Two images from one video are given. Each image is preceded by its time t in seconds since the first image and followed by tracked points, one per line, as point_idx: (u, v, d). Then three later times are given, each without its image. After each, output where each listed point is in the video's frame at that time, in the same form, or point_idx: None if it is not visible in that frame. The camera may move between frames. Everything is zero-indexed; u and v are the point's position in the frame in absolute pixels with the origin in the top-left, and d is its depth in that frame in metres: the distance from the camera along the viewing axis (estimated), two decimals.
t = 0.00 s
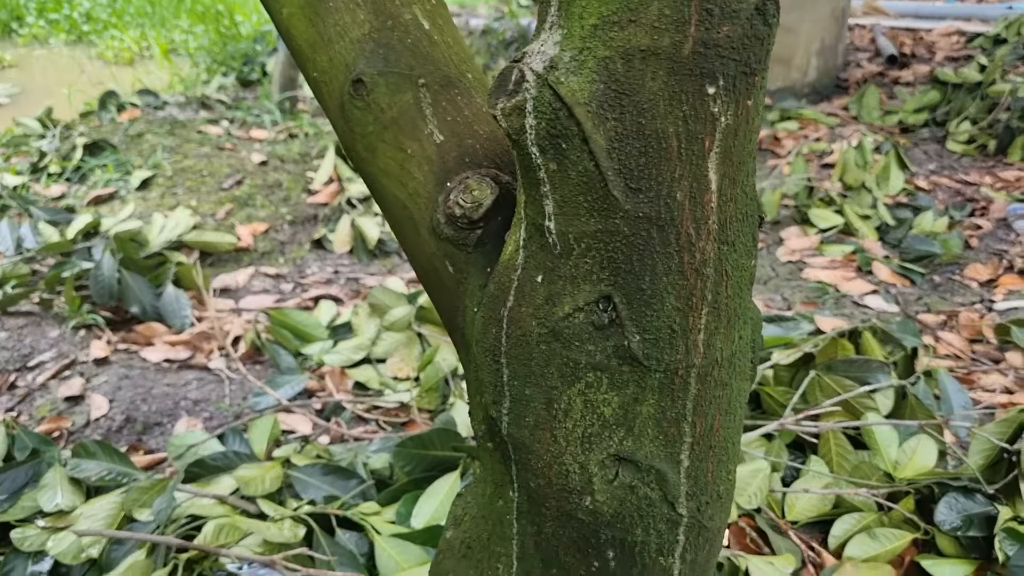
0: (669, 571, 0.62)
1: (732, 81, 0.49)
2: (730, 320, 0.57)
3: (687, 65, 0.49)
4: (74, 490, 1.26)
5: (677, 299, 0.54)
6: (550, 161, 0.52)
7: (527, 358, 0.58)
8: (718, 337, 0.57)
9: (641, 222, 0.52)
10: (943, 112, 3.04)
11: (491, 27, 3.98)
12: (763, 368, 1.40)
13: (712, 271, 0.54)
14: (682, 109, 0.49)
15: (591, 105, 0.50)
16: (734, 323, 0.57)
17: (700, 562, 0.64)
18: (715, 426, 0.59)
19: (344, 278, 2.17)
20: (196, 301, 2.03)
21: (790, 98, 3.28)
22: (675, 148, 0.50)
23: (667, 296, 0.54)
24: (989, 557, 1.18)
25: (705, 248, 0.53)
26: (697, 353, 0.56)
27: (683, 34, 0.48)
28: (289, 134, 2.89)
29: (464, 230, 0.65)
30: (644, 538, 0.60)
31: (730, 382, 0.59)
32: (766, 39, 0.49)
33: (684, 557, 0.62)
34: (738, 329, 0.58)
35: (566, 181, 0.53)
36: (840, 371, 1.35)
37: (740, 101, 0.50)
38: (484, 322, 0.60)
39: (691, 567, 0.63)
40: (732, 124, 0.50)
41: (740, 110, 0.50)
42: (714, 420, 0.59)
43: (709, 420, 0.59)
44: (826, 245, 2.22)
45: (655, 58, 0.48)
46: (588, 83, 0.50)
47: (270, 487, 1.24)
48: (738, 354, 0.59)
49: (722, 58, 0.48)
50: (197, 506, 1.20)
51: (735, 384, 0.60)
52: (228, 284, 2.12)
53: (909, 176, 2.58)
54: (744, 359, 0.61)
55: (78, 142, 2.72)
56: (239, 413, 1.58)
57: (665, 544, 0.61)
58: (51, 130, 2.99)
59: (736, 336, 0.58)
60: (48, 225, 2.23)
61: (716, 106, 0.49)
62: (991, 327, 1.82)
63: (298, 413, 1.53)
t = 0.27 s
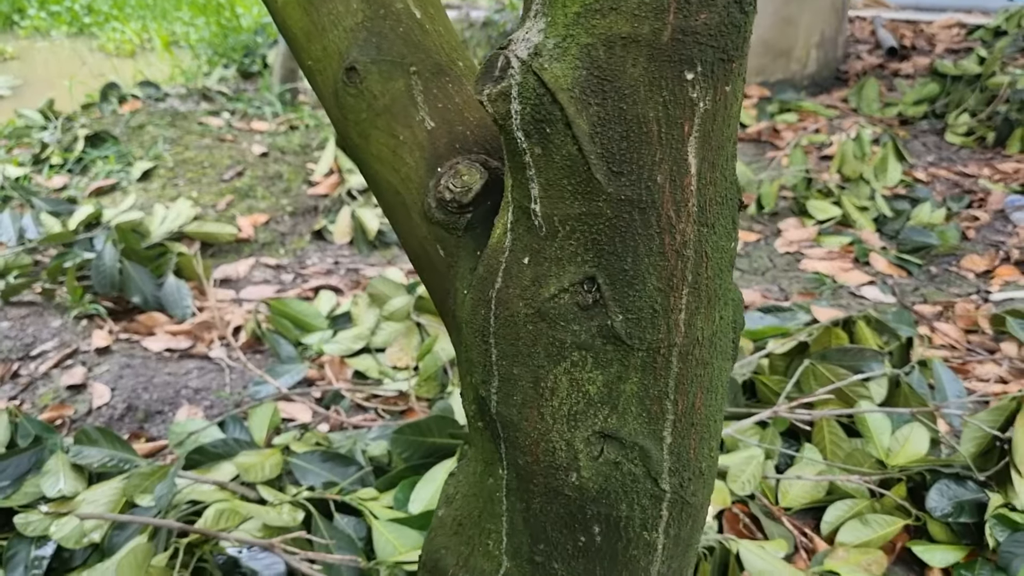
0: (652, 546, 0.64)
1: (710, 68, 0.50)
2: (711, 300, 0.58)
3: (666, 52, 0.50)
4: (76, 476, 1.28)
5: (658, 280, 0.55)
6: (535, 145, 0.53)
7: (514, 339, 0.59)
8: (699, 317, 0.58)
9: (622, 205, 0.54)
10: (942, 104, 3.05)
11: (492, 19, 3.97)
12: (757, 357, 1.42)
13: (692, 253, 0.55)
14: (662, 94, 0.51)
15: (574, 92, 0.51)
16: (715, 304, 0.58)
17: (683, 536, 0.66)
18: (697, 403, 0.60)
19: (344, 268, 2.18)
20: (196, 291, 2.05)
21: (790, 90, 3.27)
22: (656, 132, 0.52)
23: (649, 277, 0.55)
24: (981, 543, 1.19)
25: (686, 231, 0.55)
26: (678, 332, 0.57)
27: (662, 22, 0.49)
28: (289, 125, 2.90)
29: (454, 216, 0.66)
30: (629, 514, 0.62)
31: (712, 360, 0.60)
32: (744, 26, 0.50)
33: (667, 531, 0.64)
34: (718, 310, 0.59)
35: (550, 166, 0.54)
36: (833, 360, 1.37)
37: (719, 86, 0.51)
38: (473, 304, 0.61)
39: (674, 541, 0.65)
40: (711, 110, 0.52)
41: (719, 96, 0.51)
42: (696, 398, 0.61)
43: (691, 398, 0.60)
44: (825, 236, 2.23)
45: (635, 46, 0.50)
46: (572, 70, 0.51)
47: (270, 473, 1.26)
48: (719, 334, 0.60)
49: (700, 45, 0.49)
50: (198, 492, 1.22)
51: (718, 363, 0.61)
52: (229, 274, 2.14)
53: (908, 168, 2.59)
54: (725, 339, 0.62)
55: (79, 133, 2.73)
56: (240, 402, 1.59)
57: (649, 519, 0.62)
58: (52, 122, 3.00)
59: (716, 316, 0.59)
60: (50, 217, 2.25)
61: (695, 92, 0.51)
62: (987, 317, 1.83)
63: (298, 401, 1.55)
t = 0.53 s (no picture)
0: (646, 523, 0.66)
1: (701, 57, 0.51)
2: (702, 283, 0.59)
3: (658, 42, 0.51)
4: (81, 465, 1.30)
5: (651, 262, 0.57)
6: (532, 132, 0.55)
7: (511, 321, 0.60)
8: (691, 299, 0.59)
9: (617, 190, 0.55)
10: (941, 100, 3.06)
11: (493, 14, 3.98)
12: (754, 349, 1.44)
13: (684, 237, 0.57)
14: (655, 83, 0.52)
15: (569, 81, 0.52)
16: (706, 287, 0.59)
17: (676, 513, 0.67)
18: (689, 383, 0.62)
19: (345, 262, 2.20)
20: (199, 285, 2.06)
21: (789, 86, 3.29)
22: (649, 120, 0.53)
23: (642, 260, 0.57)
24: (975, 532, 1.20)
25: (678, 216, 0.56)
26: (670, 314, 0.59)
27: (654, 13, 0.50)
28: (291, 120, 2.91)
29: (454, 202, 0.67)
30: (623, 491, 0.63)
31: (704, 342, 0.62)
32: (734, 16, 0.51)
33: (661, 508, 0.65)
34: (710, 293, 0.61)
35: (547, 153, 0.55)
36: (830, 351, 1.38)
37: (709, 76, 0.52)
38: (473, 288, 0.62)
39: (667, 517, 0.67)
40: (702, 98, 0.53)
41: (711, 84, 0.53)
42: (689, 378, 0.62)
43: (683, 378, 0.61)
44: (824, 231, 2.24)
45: (629, 36, 0.51)
46: (567, 59, 0.52)
47: (272, 463, 1.27)
48: (711, 316, 0.62)
49: (691, 35, 0.50)
50: (202, 480, 1.24)
51: (709, 344, 0.62)
52: (231, 268, 2.15)
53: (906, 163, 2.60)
54: (717, 321, 0.63)
55: (82, 128, 2.75)
56: (242, 393, 1.61)
57: (643, 496, 0.64)
58: (55, 117, 3.01)
59: (708, 299, 0.60)
60: (53, 211, 2.26)
61: (686, 81, 0.52)
62: (984, 311, 1.85)
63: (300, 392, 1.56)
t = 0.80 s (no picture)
0: (645, 482, 0.67)
1: (698, 19, 0.52)
2: (700, 243, 0.60)
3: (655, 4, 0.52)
4: (87, 449, 1.31)
5: (649, 222, 0.58)
6: (534, 95, 0.56)
7: (513, 283, 0.62)
8: (689, 258, 0.60)
9: (616, 151, 0.56)
10: (941, 94, 3.06)
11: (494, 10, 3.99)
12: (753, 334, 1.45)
13: (681, 197, 0.58)
14: (653, 43, 0.53)
15: (570, 43, 0.53)
16: (704, 247, 0.60)
17: (675, 473, 0.68)
18: (688, 342, 0.63)
19: (348, 253, 2.21)
20: (202, 275, 2.08)
21: (789, 80, 3.30)
22: (647, 81, 0.54)
23: (640, 219, 0.58)
24: (971, 514, 1.22)
25: (675, 176, 0.57)
26: (669, 273, 0.60)
27: None
28: (293, 114, 2.92)
29: (457, 168, 0.68)
30: (623, 450, 0.64)
31: (702, 302, 0.62)
32: None
33: (659, 467, 0.66)
34: (707, 253, 0.62)
35: (548, 114, 0.56)
36: (828, 336, 1.40)
37: (706, 37, 0.53)
38: (476, 251, 0.64)
39: (666, 477, 0.67)
40: (699, 59, 0.54)
41: (707, 46, 0.54)
42: (687, 338, 0.63)
43: (681, 337, 0.62)
44: (823, 222, 2.25)
45: None
46: (568, 20, 0.53)
47: (275, 447, 1.29)
48: (709, 277, 0.63)
49: None
50: (206, 463, 1.25)
51: (707, 305, 0.63)
52: (235, 259, 2.17)
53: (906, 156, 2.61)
54: (715, 283, 0.64)
55: (85, 122, 2.76)
56: (246, 379, 1.62)
57: (641, 455, 0.65)
58: (58, 111, 3.03)
59: (705, 258, 0.61)
60: (57, 203, 2.28)
61: (683, 42, 0.53)
62: (982, 300, 1.86)
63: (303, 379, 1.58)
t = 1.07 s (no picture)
0: (642, 485, 0.72)
1: (689, 73, 0.58)
2: (692, 269, 0.66)
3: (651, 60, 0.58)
4: (108, 451, 1.37)
5: (646, 252, 0.63)
6: (542, 138, 0.62)
7: (523, 305, 0.67)
8: (682, 284, 0.66)
9: (616, 189, 0.62)
10: (935, 101, 3.11)
11: (496, 16, 4.04)
12: (749, 341, 1.50)
13: (674, 230, 0.63)
14: (648, 95, 0.58)
15: (574, 93, 0.59)
16: (696, 273, 0.66)
17: (670, 475, 0.74)
18: (680, 359, 0.68)
19: (355, 259, 2.27)
20: (214, 281, 2.13)
21: (786, 88, 3.36)
22: (643, 127, 0.60)
23: (638, 250, 0.63)
24: (956, 514, 1.28)
25: (669, 211, 0.63)
26: (664, 297, 0.65)
27: (647, 35, 0.56)
28: (300, 121, 2.98)
29: (470, 200, 0.74)
30: (622, 456, 0.70)
31: (693, 322, 0.68)
32: (717, 36, 0.57)
33: (655, 471, 0.72)
34: (699, 278, 0.67)
35: (554, 156, 0.62)
36: (821, 343, 1.44)
37: (696, 88, 0.59)
38: (489, 275, 0.69)
39: (661, 480, 0.73)
40: (690, 108, 0.60)
41: (697, 96, 0.59)
42: (680, 354, 0.69)
43: (675, 354, 0.68)
44: (817, 229, 2.31)
45: (626, 55, 0.57)
46: (573, 74, 0.58)
47: (289, 449, 1.35)
48: (700, 299, 0.68)
49: (680, 55, 0.57)
50: (223, 464, 1.31)
51: (698, 325, 0.69)
52: (245, 265, 2.22)
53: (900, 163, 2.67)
54: (705, 304, 0.69)
55: (97, 129, 2.82)
56: (259, 383, 1.68)
57: (639, 460, 0.71)
58: (69, 118, 3.08)
59: (697, 283, 0.66)
60: (71, 209, 2.33)
61: (675, 94, 0.59)
62: (971, 306, 1.91)
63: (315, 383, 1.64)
